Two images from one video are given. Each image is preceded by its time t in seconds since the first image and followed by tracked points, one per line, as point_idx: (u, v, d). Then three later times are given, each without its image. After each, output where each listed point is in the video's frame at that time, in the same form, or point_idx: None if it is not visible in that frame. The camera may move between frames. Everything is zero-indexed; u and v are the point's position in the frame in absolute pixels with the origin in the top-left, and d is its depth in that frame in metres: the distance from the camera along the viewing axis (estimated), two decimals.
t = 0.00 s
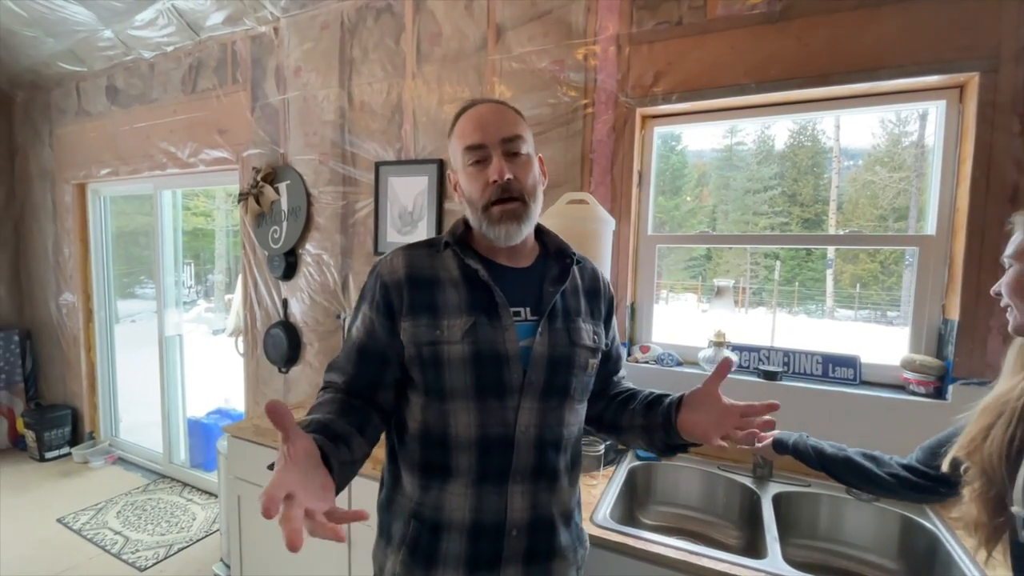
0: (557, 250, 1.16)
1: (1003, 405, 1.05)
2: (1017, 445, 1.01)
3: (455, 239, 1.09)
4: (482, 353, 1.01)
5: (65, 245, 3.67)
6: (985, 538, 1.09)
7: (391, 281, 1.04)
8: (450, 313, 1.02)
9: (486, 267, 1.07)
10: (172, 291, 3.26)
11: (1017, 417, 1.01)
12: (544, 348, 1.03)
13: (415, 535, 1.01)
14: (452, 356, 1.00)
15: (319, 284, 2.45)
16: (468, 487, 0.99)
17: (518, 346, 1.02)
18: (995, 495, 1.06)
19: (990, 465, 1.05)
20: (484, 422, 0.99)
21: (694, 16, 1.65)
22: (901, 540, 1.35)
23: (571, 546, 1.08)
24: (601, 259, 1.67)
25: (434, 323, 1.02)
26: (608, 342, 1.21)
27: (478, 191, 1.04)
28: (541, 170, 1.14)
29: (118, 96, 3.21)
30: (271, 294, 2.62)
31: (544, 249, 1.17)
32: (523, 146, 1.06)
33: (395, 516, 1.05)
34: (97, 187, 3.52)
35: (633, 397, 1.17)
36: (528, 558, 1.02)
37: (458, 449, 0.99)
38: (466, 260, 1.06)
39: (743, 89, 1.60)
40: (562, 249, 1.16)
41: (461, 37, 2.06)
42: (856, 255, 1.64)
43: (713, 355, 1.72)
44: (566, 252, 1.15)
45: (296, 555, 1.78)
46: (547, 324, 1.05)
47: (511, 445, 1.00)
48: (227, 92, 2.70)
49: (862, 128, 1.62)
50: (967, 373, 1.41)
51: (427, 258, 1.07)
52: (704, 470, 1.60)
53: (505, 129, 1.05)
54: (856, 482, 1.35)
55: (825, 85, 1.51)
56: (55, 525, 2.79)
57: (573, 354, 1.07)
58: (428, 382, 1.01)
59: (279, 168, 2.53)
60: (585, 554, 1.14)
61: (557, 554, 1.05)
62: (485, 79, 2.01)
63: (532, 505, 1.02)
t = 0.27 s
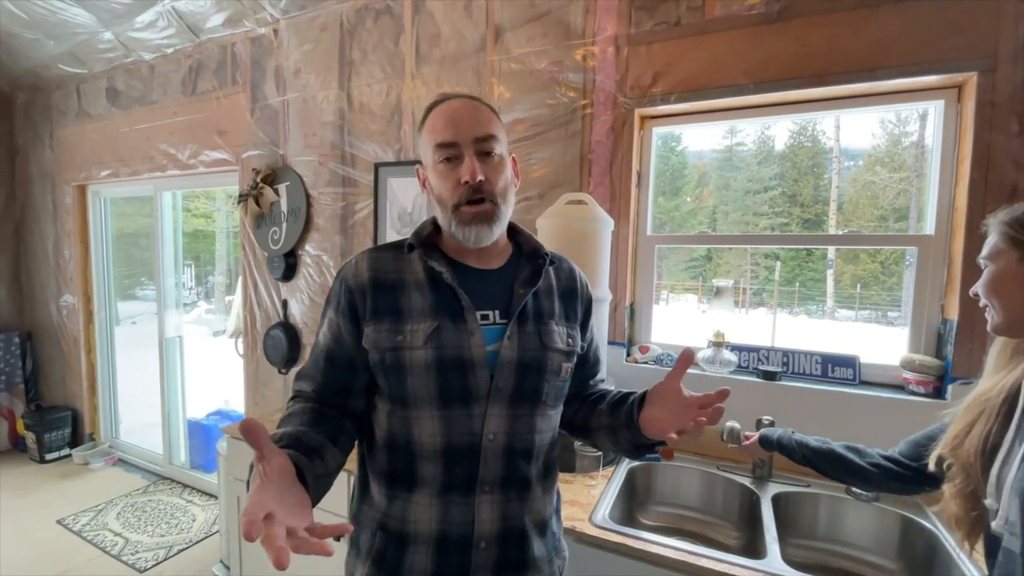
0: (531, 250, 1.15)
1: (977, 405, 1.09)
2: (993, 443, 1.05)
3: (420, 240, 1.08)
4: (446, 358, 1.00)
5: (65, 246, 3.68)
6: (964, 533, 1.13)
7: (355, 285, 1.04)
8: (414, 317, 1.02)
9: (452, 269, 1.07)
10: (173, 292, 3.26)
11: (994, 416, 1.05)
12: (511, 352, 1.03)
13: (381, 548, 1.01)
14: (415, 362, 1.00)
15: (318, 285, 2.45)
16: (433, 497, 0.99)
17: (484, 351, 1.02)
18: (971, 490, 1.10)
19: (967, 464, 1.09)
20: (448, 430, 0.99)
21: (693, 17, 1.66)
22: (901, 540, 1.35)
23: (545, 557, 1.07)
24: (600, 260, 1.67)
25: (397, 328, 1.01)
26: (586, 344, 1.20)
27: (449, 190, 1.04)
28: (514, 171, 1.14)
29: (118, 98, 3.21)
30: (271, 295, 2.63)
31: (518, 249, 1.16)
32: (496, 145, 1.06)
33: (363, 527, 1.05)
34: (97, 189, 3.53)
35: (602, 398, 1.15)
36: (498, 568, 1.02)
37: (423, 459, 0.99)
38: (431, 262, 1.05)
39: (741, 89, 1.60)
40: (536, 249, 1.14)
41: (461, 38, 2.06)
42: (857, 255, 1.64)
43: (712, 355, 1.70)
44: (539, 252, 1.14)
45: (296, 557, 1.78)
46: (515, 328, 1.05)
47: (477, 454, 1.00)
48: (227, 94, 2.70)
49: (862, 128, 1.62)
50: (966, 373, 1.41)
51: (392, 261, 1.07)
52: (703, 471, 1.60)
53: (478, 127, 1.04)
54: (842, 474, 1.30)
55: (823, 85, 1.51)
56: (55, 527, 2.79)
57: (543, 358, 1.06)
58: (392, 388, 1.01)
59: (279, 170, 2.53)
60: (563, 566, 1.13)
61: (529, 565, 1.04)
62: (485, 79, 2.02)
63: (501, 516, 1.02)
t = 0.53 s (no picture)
0: (509, 248, 1.14)
1: (960, 398, 1.07)
2: (972, 435, 1.03)
3: (391, 243, 1.07)
4: (419, 363, 1.01)
5: (64, 247, 3.67)
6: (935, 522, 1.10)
7: (326, 289, 1.04)
8: (387, 321, 1.02)
9: (425, 271, 1.07)
10: (172, 293, 3.26)
11: (975, 408, 1.03)
12: (486, 355, 1.03)
13: (359, 555, 1.01)
14: (387, 367, 1.00)
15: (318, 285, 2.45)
16: (410, 504, 0.99)
17: (458, 355, 1.03)
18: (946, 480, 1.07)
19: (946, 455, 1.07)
20: (423, 436, 0.99)
21: (692, 17, 1.66)
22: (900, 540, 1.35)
23: (528, 561, 1.07)
24: (600, 260, 1.67)
25: (370, 333, 1.02)
26: (569, 344, 1.20)
27: (451, 187, 1.01)
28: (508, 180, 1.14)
29: (117, 98, 3.21)
30: (271, 296, 2.63)
31: (497, 247, 1.16)
32: (502, 151, 1.06)
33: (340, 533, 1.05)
34: (97, 189, 3.53)
35: (593, 393, 1.15)
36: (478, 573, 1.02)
37: (399, 465, 0.99)
38: (403, 265, 1.05)
39: (740, 89, 1.61)
40: (513, 247, 1.14)
41: (460, 39, 2.06)
42: (856, 256, 1.64)
43: (711, 355, 1.69)
44: (516, 251, 1.13)
45: (296, 557, 1.78)
46: (491, 330, 1.05)
47: (453, 460, 1.01)
48: (226, 94, 2.70)
49: (862, 129, 1.62)
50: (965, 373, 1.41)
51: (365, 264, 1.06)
52: (702, 471, 1.60)
53: (491, 130, 1.04)
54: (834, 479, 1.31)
55: (821, 86, 1.51)
56: (54, 527, 2.79)
57: (521, 361, 1.07)
58: (366, 395, 1.01)
59: (279, 170, 2.53)
60: (546, 569, 1.13)
61: (511, 570, 1.04)
62: (484, 80, 2.02)
63: (480, 521, 1.02)
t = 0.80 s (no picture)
0: (509, 250, 1.15)
1: (953, 398, 1.07)
2: (961, 436, 1.03)
3: (394, 243, 1.06)
4: (423, 365, 1.00)
5: (60, 247, 3.66)
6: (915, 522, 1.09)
7: (326, 288, 1.02)
8: (389, 322, 1.02)
9: (427, 272, 1.06)
10: (169, 293, 3.25)
11: (969, 409, 1.03)
12: (488, 357, 1.03)
13: (358, 562, 0.99)
14: (390, 368, 0.99)
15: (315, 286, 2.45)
16: (413, 510, 0.98)
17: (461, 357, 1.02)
18: (931, 479, 1.07)
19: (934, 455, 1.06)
20: (425, 439, 0.99)
21: (691, 18, 1.66)
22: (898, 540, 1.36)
23: (530, 563, 1.07)
24: (599, 260, 1.67)
25: (372, 334, 1.01)
26: (568, 345, 1.22)
27: (473, 190, 1.01)
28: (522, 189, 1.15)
29: (114, 97, 3.20)
30: (268, 296, 2.62)
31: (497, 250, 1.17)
32: (523, 160, 1.07)
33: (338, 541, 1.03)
34: (93, 189, 3.51)
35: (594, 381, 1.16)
36: None
37: (400, 471, 0.98)
38: (406, 265, 1.04)
39: (739, 90, 1.61)
40: (514, 249, 1.15)
41: (459, 39, 2.06)
42: (853, 257, 1.64)
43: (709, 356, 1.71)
44: (517, 253, 1.14)
45: (293, 559, 1.77)
46: (493, 332, 1.06)
47: (455, 463, 1.00)
48: (224, 94, 2.69)
49: (859, 130, 1.63)
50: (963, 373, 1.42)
51: (361, 263, 1.05)
52: (701, 471, 1.60)
53: (516, 139, 1.04)
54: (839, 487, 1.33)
55: (820, 87, 1.51)
56: (49, 529, 2.77)
57: (522, 362, 1.08)
58: (361, 397, 0.99)
59: (276, 170, 2.52)
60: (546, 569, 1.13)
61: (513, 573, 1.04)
62: (483, 80, 2.02)
63: (483, 525, 1.02)
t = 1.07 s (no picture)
0: (520, 255, 1.14)
1: (940, 404, 1.08)
2: (948, 443, 1.04)
3: (407, 243, 1.05)
4: (436, 369, 0.99)
5: (50, 246, 3.61)
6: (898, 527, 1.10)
7: (340, 286, 1.00)
8: (402, 324, 1.00)
9: (441, 273, 1.05)
10: (161, 293, 3.22)
11: (955, 417, 1.04)
12: (501, 362, 1.03)
13: (364, 567, 0.98)
14: (403, 371, 0.98)
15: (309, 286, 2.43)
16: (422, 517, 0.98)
17: (474, 361, 1.01)
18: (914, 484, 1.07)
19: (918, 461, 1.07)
20: (437, 443, 0.98)
21: (686, 20, 1.66)
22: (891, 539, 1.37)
23: (535, 566, 1.08)
24: (594, 260, 1.66)
25: (385, 336, 0.99)
26: (572, 352, 1.21)
27: (456, 189, 1.02)
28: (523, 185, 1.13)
29: (105, 95, 3.17)
30: (261, 296, 2.60)
31: (507, 253, 1.16)
32: (514, 156, 1.05)
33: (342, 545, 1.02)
34: (84, 187, 3.48)
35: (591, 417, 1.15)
36: None
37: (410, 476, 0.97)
38: (420, 267, 1.03)
39: (733, 92, 1.61)
40: (525, 253, 1.15)
41: (454, 38, 2.05)
42: (846, 257, 1.65)
43: (705, 357, 1.72)
44: (529, 258, 1.14)
45: (287, 561, 1.76)
46: (506, 337, 1.05)
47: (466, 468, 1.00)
48: (217, 92, 2.67)
49: (851, 132, 1.64)
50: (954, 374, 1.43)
51: (375, 262, 1.04)
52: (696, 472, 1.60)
53: (501, 133, 1.02)
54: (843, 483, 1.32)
55: (815, 89, 1.52)
56: (38, 532, 2.74)
57: (533, 368, 1.07)
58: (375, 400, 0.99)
59: (270, 169, 2.50)
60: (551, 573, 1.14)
61: None
62: (478, 80, 2.01)
63: (491, 531, 1.01)
